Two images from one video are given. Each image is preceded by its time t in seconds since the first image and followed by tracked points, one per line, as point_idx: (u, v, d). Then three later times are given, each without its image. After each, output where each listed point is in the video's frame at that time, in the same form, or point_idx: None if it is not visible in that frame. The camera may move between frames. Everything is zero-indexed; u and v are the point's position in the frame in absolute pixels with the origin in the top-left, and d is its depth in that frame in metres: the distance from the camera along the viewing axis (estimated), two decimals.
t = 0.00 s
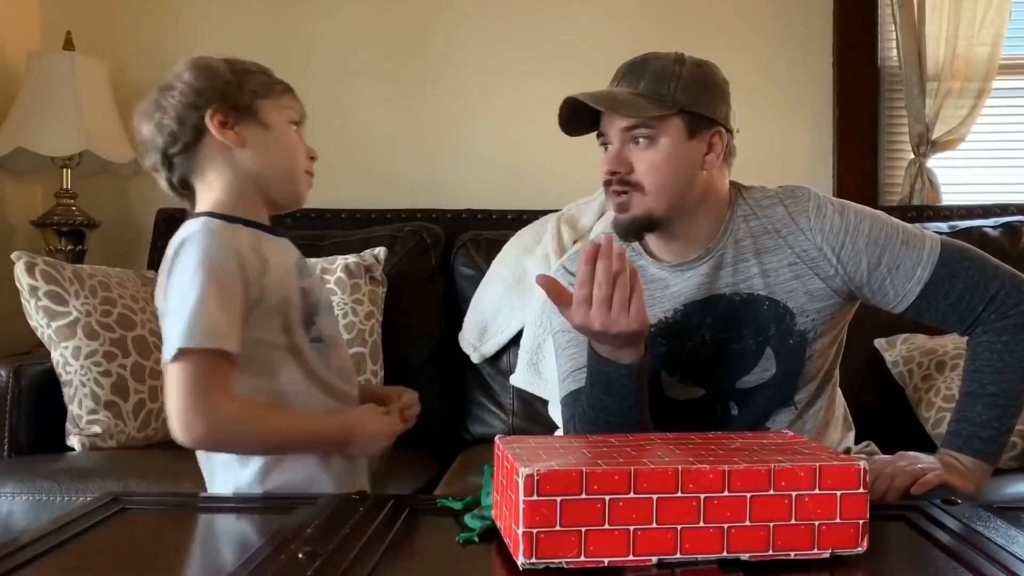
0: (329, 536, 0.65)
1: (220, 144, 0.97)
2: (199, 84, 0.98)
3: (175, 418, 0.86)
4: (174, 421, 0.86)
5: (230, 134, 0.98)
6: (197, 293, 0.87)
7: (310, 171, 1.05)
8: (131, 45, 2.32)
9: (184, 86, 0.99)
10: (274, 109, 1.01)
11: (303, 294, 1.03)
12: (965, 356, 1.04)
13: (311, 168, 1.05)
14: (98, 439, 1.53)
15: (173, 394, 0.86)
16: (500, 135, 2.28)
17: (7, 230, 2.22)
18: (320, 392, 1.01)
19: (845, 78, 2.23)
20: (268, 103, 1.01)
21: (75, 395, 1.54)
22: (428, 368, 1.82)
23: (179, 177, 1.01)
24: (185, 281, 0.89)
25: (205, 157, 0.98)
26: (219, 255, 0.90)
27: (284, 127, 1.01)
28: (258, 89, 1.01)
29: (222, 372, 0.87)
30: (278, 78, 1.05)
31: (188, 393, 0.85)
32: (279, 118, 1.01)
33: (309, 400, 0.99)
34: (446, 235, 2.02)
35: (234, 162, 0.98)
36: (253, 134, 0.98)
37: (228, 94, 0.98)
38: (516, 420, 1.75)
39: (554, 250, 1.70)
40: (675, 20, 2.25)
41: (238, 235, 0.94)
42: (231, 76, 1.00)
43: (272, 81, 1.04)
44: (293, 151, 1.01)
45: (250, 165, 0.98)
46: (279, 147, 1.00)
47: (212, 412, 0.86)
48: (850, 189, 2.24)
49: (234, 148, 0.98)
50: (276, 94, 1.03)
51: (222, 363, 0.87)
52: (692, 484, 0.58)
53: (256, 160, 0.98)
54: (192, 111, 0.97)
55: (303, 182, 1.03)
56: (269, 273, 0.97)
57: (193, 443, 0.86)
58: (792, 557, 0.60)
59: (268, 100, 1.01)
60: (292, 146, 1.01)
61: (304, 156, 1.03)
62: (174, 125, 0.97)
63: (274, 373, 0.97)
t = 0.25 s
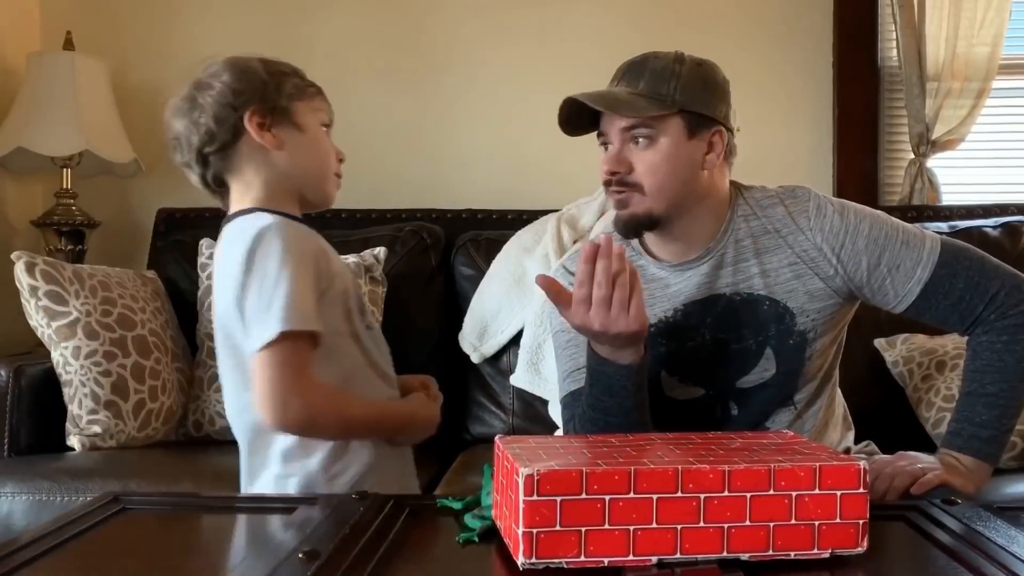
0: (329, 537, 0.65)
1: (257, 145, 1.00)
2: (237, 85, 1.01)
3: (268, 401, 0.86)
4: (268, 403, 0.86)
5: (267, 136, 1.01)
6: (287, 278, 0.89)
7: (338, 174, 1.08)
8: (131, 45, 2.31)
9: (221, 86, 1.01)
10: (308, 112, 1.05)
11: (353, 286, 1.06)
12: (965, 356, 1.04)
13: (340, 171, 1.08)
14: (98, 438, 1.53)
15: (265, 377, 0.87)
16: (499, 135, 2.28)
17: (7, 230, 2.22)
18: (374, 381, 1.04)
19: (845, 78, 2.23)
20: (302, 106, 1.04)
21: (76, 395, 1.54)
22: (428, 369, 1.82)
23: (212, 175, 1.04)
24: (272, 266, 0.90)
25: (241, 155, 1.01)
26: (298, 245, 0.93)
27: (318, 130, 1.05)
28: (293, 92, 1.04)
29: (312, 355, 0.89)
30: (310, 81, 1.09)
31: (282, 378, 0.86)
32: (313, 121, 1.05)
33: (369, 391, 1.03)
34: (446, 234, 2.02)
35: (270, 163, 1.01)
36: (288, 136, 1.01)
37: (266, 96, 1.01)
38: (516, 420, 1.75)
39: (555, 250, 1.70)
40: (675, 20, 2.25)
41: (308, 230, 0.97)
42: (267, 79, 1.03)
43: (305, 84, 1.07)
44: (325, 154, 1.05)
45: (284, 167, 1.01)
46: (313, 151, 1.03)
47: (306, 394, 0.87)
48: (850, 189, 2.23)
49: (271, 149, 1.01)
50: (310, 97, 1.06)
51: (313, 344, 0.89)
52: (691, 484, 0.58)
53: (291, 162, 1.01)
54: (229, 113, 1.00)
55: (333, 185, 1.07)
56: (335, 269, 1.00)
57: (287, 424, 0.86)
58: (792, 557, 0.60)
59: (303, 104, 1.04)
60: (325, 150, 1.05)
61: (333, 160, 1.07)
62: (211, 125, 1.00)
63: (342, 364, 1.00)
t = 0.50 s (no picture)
0: (329, 537, 0.65)
1: (305, 139, 1.05)
2: (284, 84, 1.03)
3: (386, 380, 0.99)
4: (387, 382, 0.99)
5: (315, 131, 1.06)
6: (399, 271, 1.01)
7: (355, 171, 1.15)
8: (131, 45, 2.32)
9: (267, 78, 1.03)
10: (340, 109, 1.10)
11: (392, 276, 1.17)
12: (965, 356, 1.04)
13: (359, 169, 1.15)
14: (98, 438, 1.53)
15: (388, 360, 0.99)
16: (499, 135, 2.28)
17: (7, 230, 2.22)
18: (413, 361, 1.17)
19: (845, 78, 2.23)
20: (336, 104, 1.10)
21: (76, 395, 1.54)
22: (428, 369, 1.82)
23: (249, 166, 1.05)
24: (383, 258, 1.00)
25: (284, 151, 1.05)
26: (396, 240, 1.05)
27: (350, 131, 1.11)
28: (328, 89, 1.09)
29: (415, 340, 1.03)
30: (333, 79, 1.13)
31: (400, 361, 0.99)
32: (344, 117, 1.11)
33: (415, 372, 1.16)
34: (446, 234, 2.02)
35: (316, 158, 1.06)
36: (330, 136, 1.07)
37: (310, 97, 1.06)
38: (516, 420, 1.75)
39: (554, 250, 1.70)
40: (675, 20, 2.25)
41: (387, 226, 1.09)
42: (307, 79, 1.06)
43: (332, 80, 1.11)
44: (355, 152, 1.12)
45: (329, 161, 1.07)
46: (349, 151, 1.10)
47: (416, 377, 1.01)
48: (850, 189, 2.23)
49: (317, 144, 1.06)
50: (339, 95, 1.11)
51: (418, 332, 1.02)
52: (692, 484, 0.58)
53: (334, 160, 1.08)
54: (279, 106, 1.03)
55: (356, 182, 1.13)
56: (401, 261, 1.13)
57: (401, 402, 1.00)
58: (792, 557, 0.60)
59: (337, 102, 1.10)
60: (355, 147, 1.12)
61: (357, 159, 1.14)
62: (259, 116, 1.02)
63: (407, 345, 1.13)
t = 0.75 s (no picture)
0: (328, 537, 0.65)
1: (318, 149, 1.06)
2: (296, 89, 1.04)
3: (403, 383, 1.00)
4: (403, 384, 1.00)
5: (327, 140, 1.07)
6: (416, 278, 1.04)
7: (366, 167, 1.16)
8: (131, 45, 2.31)
9: (282, 87, 1.03)
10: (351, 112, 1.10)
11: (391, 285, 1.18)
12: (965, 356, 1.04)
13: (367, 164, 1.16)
14: (98, 438, 1.53)
15: (406, 362, 1.00)
16: (499, 135, 2.28)
17: (7, 230, 2.22)
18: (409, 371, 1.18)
19: (845, 78, 2.23)
20: (348, 106, 1.09)
21: (76, 395, 1.54)
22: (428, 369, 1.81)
23: (261, 171, 1.07)
24: (402, 262, 1.03)
25: (297, 158, 1.06)
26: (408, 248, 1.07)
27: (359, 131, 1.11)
28: (339, 92, 1.09)
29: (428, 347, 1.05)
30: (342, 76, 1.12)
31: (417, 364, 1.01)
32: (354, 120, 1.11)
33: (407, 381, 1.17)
34: (446, 234, 2.02)
35: (327, 165, 1.07)
36: (342, 141, 1.08)
37: (321, 100, 1.06)
38: (516, 420, 1.75)
39: (554, 250, 1.70)
40: (675, 20, 2.25)
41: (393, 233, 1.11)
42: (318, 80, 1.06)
43: (343, 79, 1.10)
44: (364, 153, 1.12)
45: (342, 168, 1.08)
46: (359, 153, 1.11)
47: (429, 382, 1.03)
48: (850, 189, 2.23)
49: (330, 152, 1.07)
50: (349, 95, 1.11)
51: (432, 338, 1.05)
52: (692, 484, 0.58)
53: (345, 163, 1.08)
54: (292, 117, 1.03)
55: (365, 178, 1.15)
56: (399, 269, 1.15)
57: (416, 406, 1.01)
58: (792, 557, 0.60)
59: (348, 104, 1.10)
60: (364, 148, 1.12)
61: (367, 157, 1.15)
62: (273, 127, 1.03)
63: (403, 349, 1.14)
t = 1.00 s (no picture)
0: (328, 537, 0.65)
1: (298, 173, 1.06)
2: (282, 113, 1.03)
3: (378, 397, 1.01)
4: (377, 397, 1.01)
5: (309, 165, 1.06)
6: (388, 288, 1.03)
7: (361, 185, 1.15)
8: (131, 45, 2.32)
9: (270, 108, 1.03)
10: (345, 134, 1.09)
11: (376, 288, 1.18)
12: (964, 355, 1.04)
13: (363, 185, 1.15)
14: (98, 439, 1.53)
15: (379, 376, 1.01)
16: (499, 135, 2.28)
17: (7, 230, 2.22)
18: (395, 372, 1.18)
19: (845, 78, 2.23)
20: (341, 129, 1.08)
21: (75, 395, 1.54)
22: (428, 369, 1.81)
23: (247, 185, 1.09)
24: (373, 276, 1.02)
25: (279, 178, 1.06)
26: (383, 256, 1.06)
27: (352, 152, 1.10)
28: (335, 113, 1.08)
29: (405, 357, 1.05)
30: (343, 91, 1.10)
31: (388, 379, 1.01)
32: (349, 142, 1.10)
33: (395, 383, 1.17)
34: (446, 235, 2.02)
35: (309, 190, 1.07)
36: (328, 164, 1.08)
37: (307, 125, 1.05)
38: (516, 420, 1.75)
39: (554, 250, 1.70)
40: (674, 20, 2.25)
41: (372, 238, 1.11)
42: (307, 103, 1.05)
43: (343, 99, 1.09)
44: (356, 175, 1.11)
45: (322, 193, 1.08)
46: (347, 176, 1.10)
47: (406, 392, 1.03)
48: (850, 189, 2.23)
49: (312, 176, 1.07)
50: (347, 116, 1.10)
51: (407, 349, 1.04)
52: (691, 484, 0.58)
53: (329, 186, 1.08)
54: (274, 140, 1.04)
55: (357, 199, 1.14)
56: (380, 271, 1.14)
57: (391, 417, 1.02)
58: (792, 557, 0.60)
59: (343, 125, 1.09)
60: (356, 170, 1.11)
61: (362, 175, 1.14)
62: (255, 147, 1.04)
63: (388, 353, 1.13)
